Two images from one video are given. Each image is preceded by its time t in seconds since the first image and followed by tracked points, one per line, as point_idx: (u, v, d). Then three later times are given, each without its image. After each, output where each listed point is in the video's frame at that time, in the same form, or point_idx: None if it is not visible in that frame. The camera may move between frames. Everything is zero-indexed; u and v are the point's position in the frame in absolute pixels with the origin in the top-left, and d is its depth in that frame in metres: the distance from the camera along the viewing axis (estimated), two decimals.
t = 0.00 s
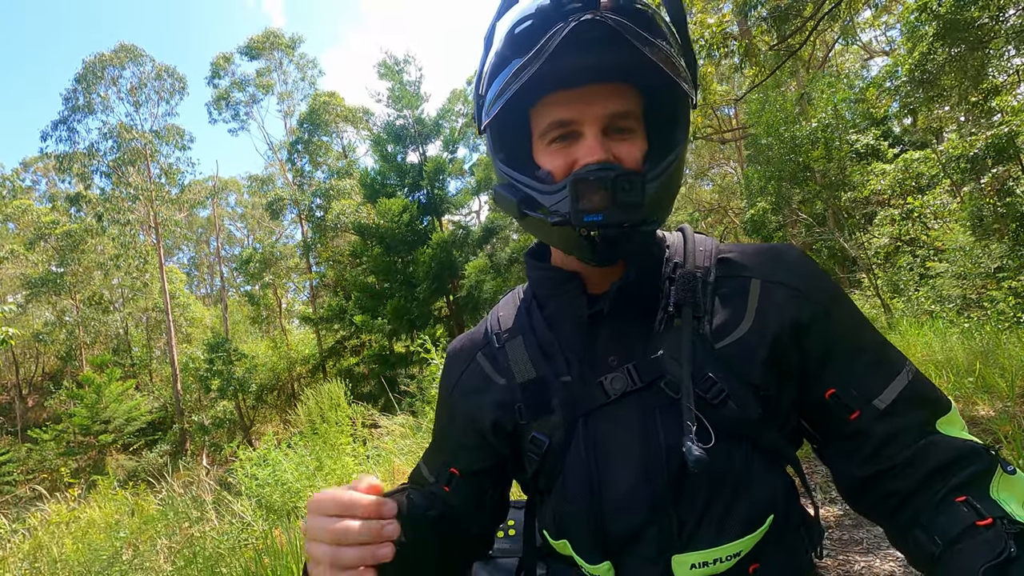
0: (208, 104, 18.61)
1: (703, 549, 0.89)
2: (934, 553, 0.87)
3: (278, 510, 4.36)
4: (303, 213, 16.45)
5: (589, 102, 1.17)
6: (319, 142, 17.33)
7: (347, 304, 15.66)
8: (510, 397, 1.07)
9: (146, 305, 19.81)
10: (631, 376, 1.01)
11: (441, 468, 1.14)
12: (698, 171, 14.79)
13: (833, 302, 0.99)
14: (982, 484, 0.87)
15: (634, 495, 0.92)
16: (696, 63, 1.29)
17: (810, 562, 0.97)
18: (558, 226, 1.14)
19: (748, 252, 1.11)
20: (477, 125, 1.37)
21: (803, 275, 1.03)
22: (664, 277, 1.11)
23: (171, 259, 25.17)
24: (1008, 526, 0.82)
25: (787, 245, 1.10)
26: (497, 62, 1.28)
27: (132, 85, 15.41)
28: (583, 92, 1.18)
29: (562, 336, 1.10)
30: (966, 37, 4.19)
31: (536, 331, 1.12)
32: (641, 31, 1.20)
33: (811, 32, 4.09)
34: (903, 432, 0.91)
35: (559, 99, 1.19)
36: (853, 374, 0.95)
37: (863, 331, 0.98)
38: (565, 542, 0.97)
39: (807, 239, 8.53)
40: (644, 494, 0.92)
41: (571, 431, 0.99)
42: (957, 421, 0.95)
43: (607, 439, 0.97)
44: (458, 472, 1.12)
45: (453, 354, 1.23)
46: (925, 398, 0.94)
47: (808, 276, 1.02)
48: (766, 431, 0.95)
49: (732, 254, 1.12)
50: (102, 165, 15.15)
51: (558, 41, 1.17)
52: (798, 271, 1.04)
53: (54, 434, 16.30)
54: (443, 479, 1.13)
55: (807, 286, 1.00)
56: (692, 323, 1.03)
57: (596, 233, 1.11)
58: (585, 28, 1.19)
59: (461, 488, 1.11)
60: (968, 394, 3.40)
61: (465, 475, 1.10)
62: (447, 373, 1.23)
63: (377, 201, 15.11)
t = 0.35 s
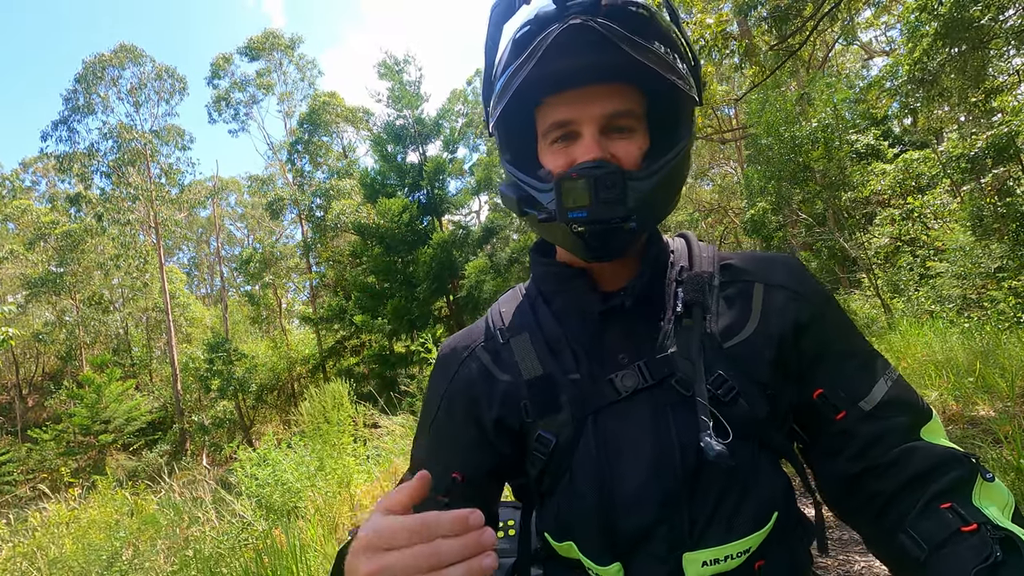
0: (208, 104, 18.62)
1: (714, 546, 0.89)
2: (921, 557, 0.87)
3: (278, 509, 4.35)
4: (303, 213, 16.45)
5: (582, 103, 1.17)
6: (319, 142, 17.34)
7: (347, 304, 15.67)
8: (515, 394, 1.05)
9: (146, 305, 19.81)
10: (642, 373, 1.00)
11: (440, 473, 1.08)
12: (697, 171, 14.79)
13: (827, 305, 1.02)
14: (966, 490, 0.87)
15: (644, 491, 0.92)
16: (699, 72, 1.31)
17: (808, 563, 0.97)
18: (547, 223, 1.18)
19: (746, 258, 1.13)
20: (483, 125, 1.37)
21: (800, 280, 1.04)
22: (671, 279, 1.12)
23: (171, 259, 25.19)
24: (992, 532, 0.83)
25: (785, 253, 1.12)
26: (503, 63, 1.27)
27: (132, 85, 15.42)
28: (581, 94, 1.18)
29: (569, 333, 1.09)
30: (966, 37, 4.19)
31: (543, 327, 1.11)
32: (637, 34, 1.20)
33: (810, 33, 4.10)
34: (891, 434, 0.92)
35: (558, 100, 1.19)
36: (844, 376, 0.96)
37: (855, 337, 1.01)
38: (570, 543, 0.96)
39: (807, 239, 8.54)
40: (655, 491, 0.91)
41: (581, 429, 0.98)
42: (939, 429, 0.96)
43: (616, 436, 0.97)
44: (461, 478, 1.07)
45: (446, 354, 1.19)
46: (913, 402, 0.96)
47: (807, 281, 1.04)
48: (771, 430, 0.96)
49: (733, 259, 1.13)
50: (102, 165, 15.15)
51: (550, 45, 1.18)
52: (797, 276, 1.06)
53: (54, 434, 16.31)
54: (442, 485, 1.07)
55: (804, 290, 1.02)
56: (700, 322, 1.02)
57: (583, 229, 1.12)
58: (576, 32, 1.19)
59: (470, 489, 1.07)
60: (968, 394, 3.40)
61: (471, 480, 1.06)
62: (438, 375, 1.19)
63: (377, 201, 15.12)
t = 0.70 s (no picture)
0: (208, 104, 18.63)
1: (712, 546, 0.89)
2: (921, 556, 0.87)
3: (278, 509, 4.35)
4: (303, 213, 16.44)
5: (587, 102, 1.18)
6: (319, 143, 17.35)
7: (347, 304, 15.68)
8: (514, 394, 1.05)
9: (146, 305, 19.82)
10: (638, 373, 1.00)
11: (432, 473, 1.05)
12: (697, 171, 14.80)
13: (820, 302, 1.02)
14: (964, 487, 0.88)
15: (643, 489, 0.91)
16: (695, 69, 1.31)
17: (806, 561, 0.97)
18: (551, 219, 1.15)
19: (741, 256, 1.13)
20: (482, 125, 1.36)
21: (794, 277, 1.05)
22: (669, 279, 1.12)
23: (171, 259, 25.17)
24: (993, 530, 0.83)
25: (778, 251, 1.12)
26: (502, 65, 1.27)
27: (132, 85, 15.43)
28: (585, 92, 1.18)
29: (567, 333, 1.09)
30: (966, 37, 4.19)
31: (540, 328, 1.11)
32: (639, 33, 1.20)
33: (810, 32, 4.09)
34: (885, 431, 0.92)
35: (561, 98, 1.19)
36: (838, 372, 0.96)
37: (850, 334, 1.01)
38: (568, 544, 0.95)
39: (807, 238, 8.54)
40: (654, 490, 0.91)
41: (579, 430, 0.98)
42: (935, 424, 0.97)
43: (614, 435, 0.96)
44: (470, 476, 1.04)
45: (443, 354, 1.18)
46: (908, 399, 0.96)
47: (801, 277, 1.04)
48: (768, 429, 0.97)
49: (728, 259, 1.13)
50: (102, 165, 15.15)
51: (555, 42, 1.18)
52: (792, 274, 1.06)
53: (54, 434, 16.31)
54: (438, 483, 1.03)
55: (800, 286, 1.03)
56: (697, 321, 1.02)
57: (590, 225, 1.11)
58: (582, 30, 1.20)
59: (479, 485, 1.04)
60: (969, 394, 3.39)
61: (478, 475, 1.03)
62: (433, 377, 1.17)
63: (377, 201, 15.12)
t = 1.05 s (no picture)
0: (208, 104, 18.63)
1: (711, 545, 0.89)
2: (922, 556, 0.86)
3: (278, 510, 4.34)
4: (303, 213, 16.44)
5: (581, 104, 1.17)
6: (319, 143, 17.34)
7: (347, 304, 15.68)
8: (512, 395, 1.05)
9: (146, 305, 19.83)
10: (638, 372, 1.00)
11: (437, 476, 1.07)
12: (698, 171, 14.82)
13: (821, 300, 1.01)
14: (967, 487, 0.88)
15: (640, 487, 0.92)
16: (692, 67, 1.30)
17: (807, 560, 0.97)
18: (548, 219, 1.16)
19: (741, 255, 1.13)
20: (480, 127, 1.36)
21: (794, 276, 1.04)
22: (667, 278, 1.12)
23: (171, 259, 25.19)
24: (993, 530, 0.83)
25: (778, 249, 1.12)
26: (499, 68, 1.28)
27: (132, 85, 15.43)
28: (578, 94, 1.18)
29: (566, 332, 1.10)
30: (966, 36, 4.18)
31: (541, 328, 1.12)
32: (631, 35, 1.20)
33: (811, 32, 4.09)
34: (887, 432, 0.92)
35: (555, 100, 1.19)
36: (839, 372, 0.96)
37: (852, 333, 1.00)
38: (569, 543, 0.96)
39: (807, 239, 8.55)
40: (652, 490, 0.92)
41: (578, 429, 0.98)
42: (938, 424, 0.97)
43: (613, 435, 0.97)
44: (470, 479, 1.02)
45: (445, 356, 1.18)
46: (909, 398, 0.96)
47: (801, 275, 1.04)
48: (769, 427, 0.96)
49: (728, 257, 1.13)
50: (102, 165, 15.16)
51: (548, 45, 1.18)
52: (790, 272, 1.06)
53: (54, 434, 16.32)
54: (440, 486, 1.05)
55: (799, 285, 1.02)
56: (696, 321, 1.03)
57: (583, 226, 1.11)
58: (575, 32, 1.19)
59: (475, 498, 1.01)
60: (969, 395, 3.39)
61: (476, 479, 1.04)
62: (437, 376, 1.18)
63: (377, 201, 15.12)
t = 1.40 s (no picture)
0: (208, 104, 18.64)
1: (705, 548, 0.89)
2: (924, 556, 0.87)
3: (278, 510, 4.34)
4: (303, 213, 16.45)
5: (581, 101, 1.17)
6: (319, 143, 17.34)
7: (347, 304, 15.69)
8: (509, 398, 1.05)
9: (146, 305, 19.85)
10: (632, 376, 1.01)
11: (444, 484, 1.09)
12: (698, 171, 14.82)
13: (821, 300, 1.00)
14: (970, 487, 0.87)
15: (634, 492, 0.92)
16: (691, 64, 1.29)
17: (807, 561, 0.97)
18: (542, 219, 1.16)
19: (741, 253, 1.12)
20: (474, 123, 1.36)
21: (795, 275, 1.03)
22: (663, 278, 1.12)
23: (171, 259, 25.19)
24: (996, 530, 0.82)
25: (779, 246, 1.11)
26: (494, 65, 1.28)
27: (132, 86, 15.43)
28: (577, 92, 1.18)
29: (561, 336, 1.10)
30: (966, 36, 4.18)
31: (536, 332, 1.12)
32: (632, 34, 1.20)
33: (811, 32, 4.08)
34: (890, 433, 0.92)
35: (551, 99, 1.19)
36: (839, 374, 0.95)
37: (856, 330, 0.99)
38: (565, 544, 0.97)
39: (807, 238, 8.55)
40: (645, 495, 0.92)
41: (574, 433, 0.99)
42: (944, 424, 0.95)
43: (608, 438, 0.97)
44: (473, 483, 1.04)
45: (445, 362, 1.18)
46: (914, 399, 0.95)
47: (801, 274, 1.03)
48: (766, 429, 0.96)
49: (727, 255, 1.13)
50: (102, 165, 15.16)
51: (546, 41, 1.18)
52: (791, 271, 1.05)
53: (54, 434, 16.33)
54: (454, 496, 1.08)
55: (798, 284, 1.01)
56: (691, 323, 1.03)
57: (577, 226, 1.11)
58: (575, 28, 1.19)
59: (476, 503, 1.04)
60: (968, 395, 3.39)
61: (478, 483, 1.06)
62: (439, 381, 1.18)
63: (377, 201, 15.12)
